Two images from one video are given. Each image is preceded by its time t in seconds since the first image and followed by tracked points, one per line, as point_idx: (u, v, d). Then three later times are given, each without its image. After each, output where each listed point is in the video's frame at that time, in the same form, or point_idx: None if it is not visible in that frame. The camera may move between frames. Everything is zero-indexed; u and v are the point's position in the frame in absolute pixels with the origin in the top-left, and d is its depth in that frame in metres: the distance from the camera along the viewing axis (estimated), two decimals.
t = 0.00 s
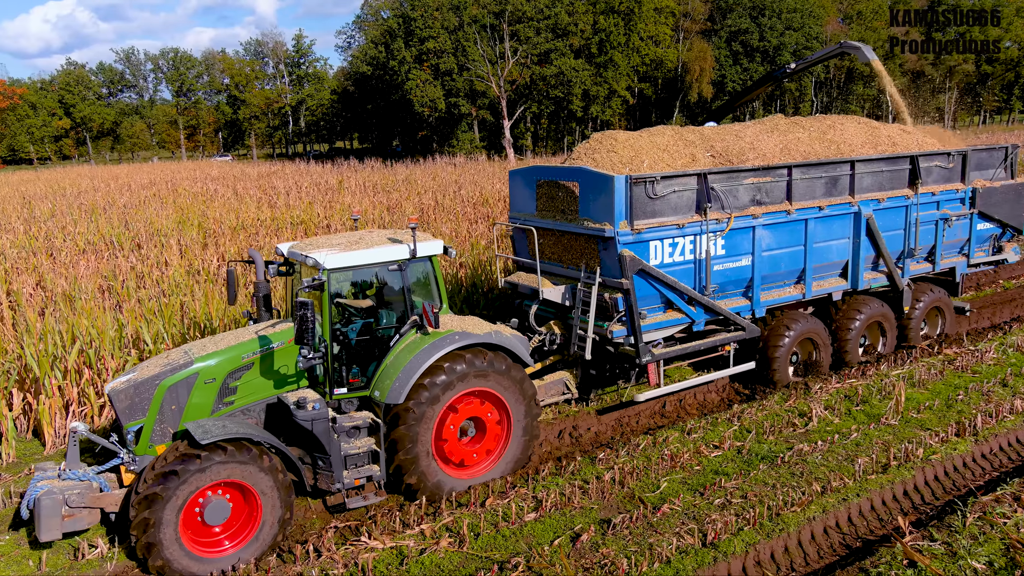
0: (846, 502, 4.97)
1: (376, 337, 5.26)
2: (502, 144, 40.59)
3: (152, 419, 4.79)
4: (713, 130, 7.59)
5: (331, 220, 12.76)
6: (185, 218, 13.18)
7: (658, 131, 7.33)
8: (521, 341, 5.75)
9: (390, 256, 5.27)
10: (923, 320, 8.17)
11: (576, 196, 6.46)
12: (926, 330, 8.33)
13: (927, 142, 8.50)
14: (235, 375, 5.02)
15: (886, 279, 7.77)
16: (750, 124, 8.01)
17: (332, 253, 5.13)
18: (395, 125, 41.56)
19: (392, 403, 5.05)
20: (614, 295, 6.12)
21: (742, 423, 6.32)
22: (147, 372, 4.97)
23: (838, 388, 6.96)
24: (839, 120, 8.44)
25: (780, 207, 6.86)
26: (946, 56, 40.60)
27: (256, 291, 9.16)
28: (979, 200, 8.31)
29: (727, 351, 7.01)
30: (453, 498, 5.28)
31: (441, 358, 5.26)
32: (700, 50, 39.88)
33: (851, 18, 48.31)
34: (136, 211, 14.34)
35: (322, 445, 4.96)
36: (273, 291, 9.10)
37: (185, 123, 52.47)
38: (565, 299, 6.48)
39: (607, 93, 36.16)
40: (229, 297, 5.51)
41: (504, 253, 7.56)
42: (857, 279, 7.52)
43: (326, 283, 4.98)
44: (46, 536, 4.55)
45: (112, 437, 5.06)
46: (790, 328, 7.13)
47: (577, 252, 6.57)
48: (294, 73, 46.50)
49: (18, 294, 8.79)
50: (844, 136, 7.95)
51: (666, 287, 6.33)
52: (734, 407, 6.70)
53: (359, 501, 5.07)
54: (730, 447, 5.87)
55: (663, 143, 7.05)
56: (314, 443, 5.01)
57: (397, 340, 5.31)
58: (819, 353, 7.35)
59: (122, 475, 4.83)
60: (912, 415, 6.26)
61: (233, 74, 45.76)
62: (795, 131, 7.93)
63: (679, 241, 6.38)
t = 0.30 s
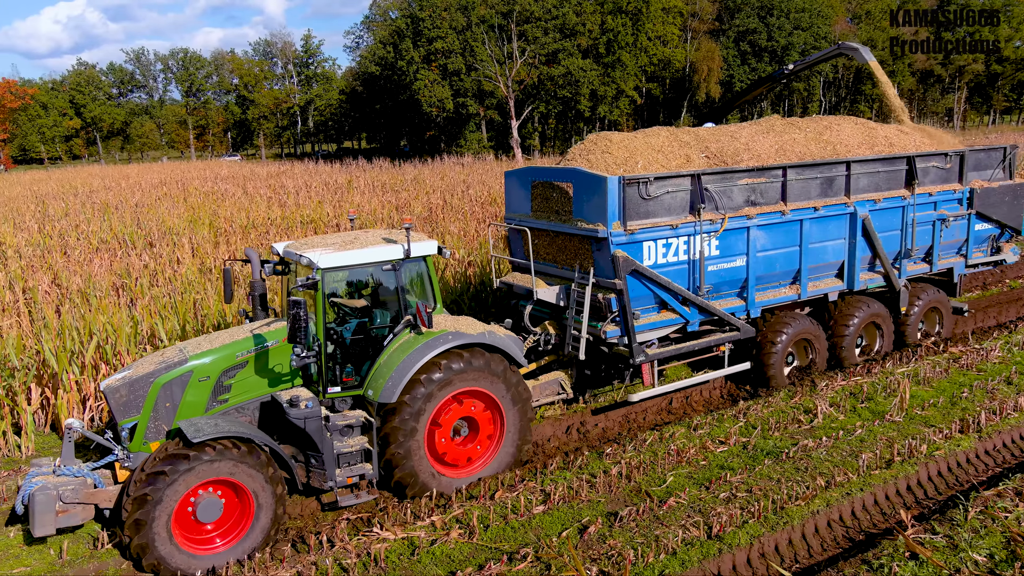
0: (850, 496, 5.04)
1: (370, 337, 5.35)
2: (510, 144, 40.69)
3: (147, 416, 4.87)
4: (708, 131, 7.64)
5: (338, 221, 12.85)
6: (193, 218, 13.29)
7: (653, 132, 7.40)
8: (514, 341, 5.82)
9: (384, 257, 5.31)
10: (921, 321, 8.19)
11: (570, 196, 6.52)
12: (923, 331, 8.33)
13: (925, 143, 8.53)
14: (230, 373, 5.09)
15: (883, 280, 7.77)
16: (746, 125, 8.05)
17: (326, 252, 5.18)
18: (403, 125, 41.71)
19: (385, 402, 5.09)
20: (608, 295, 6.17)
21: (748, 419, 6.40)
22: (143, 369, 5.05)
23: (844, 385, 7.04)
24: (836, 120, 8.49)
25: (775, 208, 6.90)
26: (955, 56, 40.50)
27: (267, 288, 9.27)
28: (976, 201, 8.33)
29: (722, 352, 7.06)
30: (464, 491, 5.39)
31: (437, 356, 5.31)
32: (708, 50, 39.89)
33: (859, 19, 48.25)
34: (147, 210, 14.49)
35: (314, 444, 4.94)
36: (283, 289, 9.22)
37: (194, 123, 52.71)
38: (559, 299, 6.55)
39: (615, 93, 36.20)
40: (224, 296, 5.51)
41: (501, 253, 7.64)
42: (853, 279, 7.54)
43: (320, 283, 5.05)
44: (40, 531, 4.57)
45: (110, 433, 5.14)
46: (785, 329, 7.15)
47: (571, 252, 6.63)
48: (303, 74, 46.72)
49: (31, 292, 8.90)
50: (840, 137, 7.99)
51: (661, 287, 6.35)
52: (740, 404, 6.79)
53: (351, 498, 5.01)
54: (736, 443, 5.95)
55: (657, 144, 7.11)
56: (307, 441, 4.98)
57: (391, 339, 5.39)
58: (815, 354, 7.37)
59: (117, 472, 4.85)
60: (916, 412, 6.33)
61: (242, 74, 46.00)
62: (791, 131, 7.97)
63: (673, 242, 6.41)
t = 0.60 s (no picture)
0: (856, 491, 5.12)
1: (365, 336, 5.37)
2: (518, 144, 40.74)
3: (142, 413, 4.95)
4: (705, 132, 7.68)
5: (345, 220, 12.93)
6: (203, 217, 13.39)
7: (649, 133, 7.45)
8: (508, 341, 5.88)
9: (378, 256, 5.38)
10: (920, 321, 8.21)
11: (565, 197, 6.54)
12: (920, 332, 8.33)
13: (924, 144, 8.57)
14: (224, 372, 5.17)
15: (880, 280, 7.82)
16: (743, 125, 8.10)
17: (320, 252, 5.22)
18: (412, 125, 41.84)
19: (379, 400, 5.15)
20: (602, 295, 6.21)
21: (755, 416, 6.49)
22: (139, 367, 5.14)
23: (851, 382, 7.14)
24: (834, 120, 8.54)
25: (770, 208, 6.94)
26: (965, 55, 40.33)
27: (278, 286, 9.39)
28: (975, 202, 8.36)
29: (718, 351, 7.09)
30: (480, 481, 5.53)
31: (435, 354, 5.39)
32: (716, 50, 39.88)
33: (867, 18, 48.15)
34: (159, 209, 14.64)
35: (308, 442, 5.07)
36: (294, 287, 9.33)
37: (204, 123, 52.94)
38: (554, 298, 6.55)
39: (623, 93, 36.20)
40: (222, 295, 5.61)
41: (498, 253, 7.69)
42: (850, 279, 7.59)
43: (314, 282, 5.10)
44: (35, 527, 4.66)
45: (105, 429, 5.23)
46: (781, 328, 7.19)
47: (566, 252, 6.66)
48: (312, 74, 46.93)
49: (44, 290, 9.00)
50: (837, 137, 8.03)
51: (654, 287, 6.43)
52: (747, 400, 6.88)
53: (345, 496, 5.14)
54: (743, 438, 6.04)
55: (653, 145, 7.16)
56: (302, 439, 5.12)
57: (386, 338, 5.42)
58: (811, 352, 7.39)
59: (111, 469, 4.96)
60: (922, 409, 6.40)
61: (251, 74, 46.23)
62: (788, 131, 8.01)
63: (667, 242, 6.46)
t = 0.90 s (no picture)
0: (864, 487, 5.18)
1: (361, 335, 5.37)
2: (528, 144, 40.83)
3: (141, 412, 5.04)
4: (704, 132, 7.72)
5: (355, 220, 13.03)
6: (214, 217, 13.53)
7: (648, 133, 7.50)
8: (505, 341, 5.91)
9: (375, 256, 5.36)
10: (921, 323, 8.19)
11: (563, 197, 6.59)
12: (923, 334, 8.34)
13: (926, 145, 8.59)
14: (222, 371, 5.26)
15: (881, 281, 7.85)
16: (743, 125, 8.15)
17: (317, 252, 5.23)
18: (422, 125, 42.01)
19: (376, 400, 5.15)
20: (599, 295, 6.23)
21: (765, 413, 6.57)
22: (138, 366, 5.24)
23: (861, 381, 7.21)
24: (835, 121, 8.58)
25: (768, 209, 6.98)
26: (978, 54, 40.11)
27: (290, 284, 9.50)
28: (977, 203, 8.38)
29: (715, 351, 7.11)
30: (493, 477, 5.64)
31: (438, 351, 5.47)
32: (727, 50, 39.85)
33: (879, 17, 47.99)
34: (174, 208, 14.82)
35: (305, 440, 5.09)
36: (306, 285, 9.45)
37: (216, 123, 53.27)
38: (552, 298, 6.54)
39: (633, 93, 36.21)
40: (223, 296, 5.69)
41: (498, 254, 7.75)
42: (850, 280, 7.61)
43: (311, 281, 5.10)
44: (35, 524, 4.73)
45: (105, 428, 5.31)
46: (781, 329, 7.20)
47: (564, 253, 6.70)
48: (324, 74, 47.19)
49: (61, 288, 9.14)
50: (837, 137, 8.08)
51: (652, 287, 6.47)
52: (757, 398, 6.96)
53: (342, 494, 5.16)
54: (753, 435, 6.11)
55: (652, 145, 7.21)
56: (298, 438, 5.15)
57: (382, 338, 5.41)
58: (811, 351, 7.37)
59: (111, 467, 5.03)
60: (931, 407, 6.45)
61: (263, 74, 46.52)
62: (788, 132, 8.06)
63: (665, 242, 6.50)
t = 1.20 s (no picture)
0: (875, 483, 5.24)
1: (360, 334, 5.43)
2: (539, 144, 40.85)
3: (141, 410, 5.13)
4: (705, 133, 7.74)
5: (365, 220, 13.12)
6: (227, 216, 13.67)
7: (648, 134, 7.52)
8: (503, 340, 5.95)
9: (374, 256, 5.41)
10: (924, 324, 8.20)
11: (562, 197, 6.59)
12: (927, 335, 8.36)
13: (931, 146, 8.57)
14: (222, 369, 5.34)
15: (884, 281, 7.80)
16: (745, 125, 8.18)
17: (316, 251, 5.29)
18: (435, 125, 42.14)
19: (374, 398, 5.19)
20: (597, 295, 6.26)
21: (776, 410, 6.64)
22: (139, 365, 5.33)
23: (872, 378, 7.27)
24: (837, 122, 8.59)
25: (769, 209, 6.96)
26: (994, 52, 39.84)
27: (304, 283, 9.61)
28: (982, 203, 8.33)
29: (715, 352, 7.11)
30: (507, 471, 5.74)
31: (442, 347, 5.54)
32: (740, 50, 39.76)
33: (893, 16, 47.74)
34: (190, 207, 14.97)
35: (303, 438, 5.15)
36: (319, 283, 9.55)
37: (230, 123, 53.57)
38: (551, 298, 6.60)
39: (645, 92, 36.16)
40: (224, 295, 5.78)
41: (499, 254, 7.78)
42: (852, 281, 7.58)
43: (310, 281, 5.14)
44: (38, 521, 4.87)
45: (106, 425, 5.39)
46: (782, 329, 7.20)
47: (564, 253, 6.71)
48: (336, 74, 47.40)
49: (77, 286, 9.28)
50: (838, 138, 8.09)
51: (651, 288, 6.49)
52: (769, 395, 7.03)
53: (341, 492, 5.22)
54: (764, 431, 6.18)
55: (652, 146, 7.23)
56: (297, 436, 5.22)
57: (381, 337, 5.45)
58: (812, 354, 7.41)
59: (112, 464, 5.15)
60: (942, 405, 6.50)
61: (276, 75, 46.77)
62: (789, 133, 8.07)
63: (664, 242, 6.50)
